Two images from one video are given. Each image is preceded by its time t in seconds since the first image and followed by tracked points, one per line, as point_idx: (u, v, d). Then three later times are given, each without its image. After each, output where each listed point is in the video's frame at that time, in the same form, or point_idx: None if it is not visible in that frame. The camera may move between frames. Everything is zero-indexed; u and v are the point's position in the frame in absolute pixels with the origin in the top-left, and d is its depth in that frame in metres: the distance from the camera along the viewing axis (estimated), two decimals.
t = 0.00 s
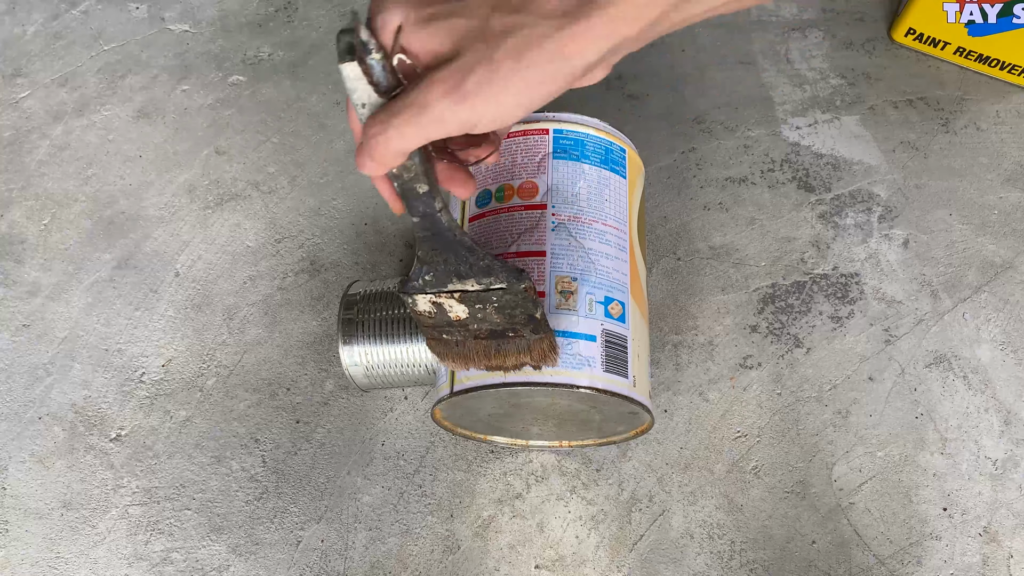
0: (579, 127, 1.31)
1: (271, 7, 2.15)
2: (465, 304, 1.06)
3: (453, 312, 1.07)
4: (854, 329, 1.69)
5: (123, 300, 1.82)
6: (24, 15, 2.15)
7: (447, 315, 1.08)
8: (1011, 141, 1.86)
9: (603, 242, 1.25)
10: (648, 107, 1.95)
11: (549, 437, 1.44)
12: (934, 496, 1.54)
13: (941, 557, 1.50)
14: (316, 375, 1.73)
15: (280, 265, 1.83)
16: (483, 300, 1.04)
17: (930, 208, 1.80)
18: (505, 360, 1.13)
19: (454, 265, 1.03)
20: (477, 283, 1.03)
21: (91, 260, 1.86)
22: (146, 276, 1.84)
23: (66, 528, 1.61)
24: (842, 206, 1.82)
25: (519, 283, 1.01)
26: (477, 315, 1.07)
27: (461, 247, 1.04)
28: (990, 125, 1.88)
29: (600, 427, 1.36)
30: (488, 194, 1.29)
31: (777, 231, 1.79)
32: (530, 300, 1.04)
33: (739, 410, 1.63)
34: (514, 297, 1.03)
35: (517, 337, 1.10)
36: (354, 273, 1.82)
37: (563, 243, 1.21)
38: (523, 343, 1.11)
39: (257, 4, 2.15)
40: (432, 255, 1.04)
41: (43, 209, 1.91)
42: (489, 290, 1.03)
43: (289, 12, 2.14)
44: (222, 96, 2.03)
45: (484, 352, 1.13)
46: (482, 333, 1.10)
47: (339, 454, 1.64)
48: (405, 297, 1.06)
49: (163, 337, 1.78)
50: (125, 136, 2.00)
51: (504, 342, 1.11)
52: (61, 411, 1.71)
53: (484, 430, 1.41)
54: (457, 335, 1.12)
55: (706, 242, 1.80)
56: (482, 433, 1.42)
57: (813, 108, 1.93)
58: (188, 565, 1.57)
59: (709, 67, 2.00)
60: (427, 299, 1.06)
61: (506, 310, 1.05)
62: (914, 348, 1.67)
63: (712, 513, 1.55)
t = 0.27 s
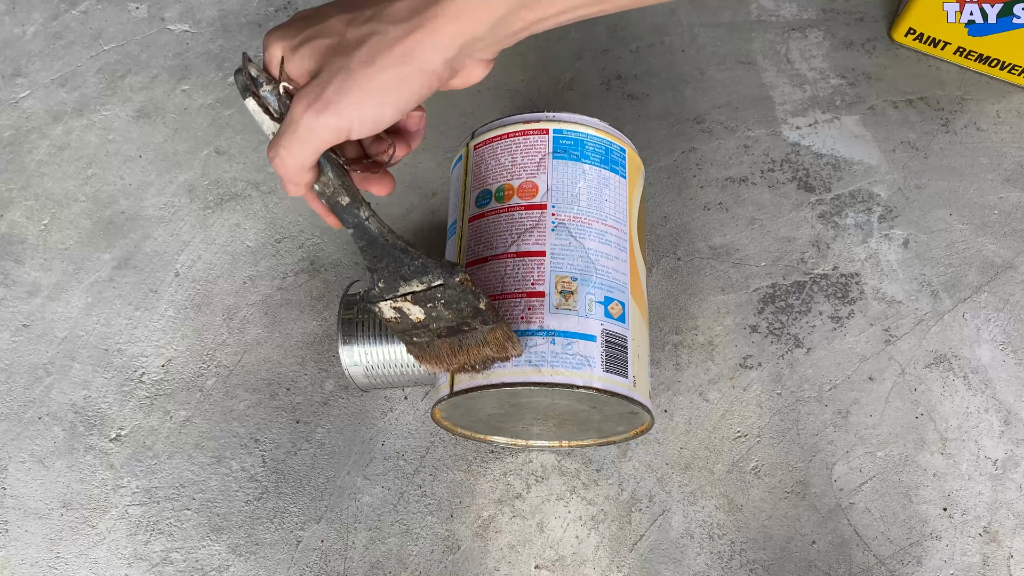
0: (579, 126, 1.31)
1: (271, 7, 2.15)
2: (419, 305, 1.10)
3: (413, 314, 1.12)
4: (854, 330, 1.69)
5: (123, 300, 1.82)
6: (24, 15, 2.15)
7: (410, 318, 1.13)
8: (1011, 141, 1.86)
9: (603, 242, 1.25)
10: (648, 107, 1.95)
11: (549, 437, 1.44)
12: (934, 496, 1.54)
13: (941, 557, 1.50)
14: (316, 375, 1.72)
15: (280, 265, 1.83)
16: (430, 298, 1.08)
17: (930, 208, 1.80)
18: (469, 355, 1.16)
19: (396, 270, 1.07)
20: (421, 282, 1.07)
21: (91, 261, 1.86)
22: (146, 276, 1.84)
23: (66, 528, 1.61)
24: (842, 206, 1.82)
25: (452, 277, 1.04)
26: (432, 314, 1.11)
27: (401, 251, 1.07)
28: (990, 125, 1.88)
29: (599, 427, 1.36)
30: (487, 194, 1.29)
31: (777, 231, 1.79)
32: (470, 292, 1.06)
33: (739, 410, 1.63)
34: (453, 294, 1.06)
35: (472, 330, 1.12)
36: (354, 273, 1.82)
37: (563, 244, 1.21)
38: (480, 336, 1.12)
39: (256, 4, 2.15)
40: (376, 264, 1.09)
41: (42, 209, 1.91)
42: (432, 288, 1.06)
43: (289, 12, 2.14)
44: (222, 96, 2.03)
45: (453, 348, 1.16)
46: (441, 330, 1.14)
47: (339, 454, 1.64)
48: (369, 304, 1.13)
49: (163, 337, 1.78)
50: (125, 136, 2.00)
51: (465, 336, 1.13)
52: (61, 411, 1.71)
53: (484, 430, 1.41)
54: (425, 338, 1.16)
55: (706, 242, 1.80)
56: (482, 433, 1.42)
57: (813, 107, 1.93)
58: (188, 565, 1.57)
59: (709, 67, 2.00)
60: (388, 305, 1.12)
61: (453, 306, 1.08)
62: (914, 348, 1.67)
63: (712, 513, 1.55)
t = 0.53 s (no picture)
0: (598, 129, 1.32)
1: (271, 7, 2.15)
2: (490, 128, 1.09)
3: (476, 139, 1.10)
4: (854, 330, 1.69)
5: (123, 300, 1.82)
6: (24, 16, 2.15)
7: (469, 144, 1.11)
8: (1011, 141, 1.86)
9: (622, 245, 1.26)
10: (648, 107, 1.95)
11: (551, 437, 1.44)
12: (934, 496, 1.54)
13: (940, 557, 1.50)
14: (316, 375, 1.73)
15: (280, 265, 1.83)
16: (509, 119, 1.08)
17: (930, 208, 1.80)
18: (520, 188, 1.17)
19: (489, 82, 1.06)
20: (506, 101, 1.07)
21: (91, 260, 1.86)
22: (146, 276, 1.84)
23: (66, 528, 1.61)
24: (842, 206, 1.82)
25: (546, 96, 1.06)
26: (502, 139, 1.11)
27: (493, 64, 1.06)
28: (990, 125, 1.88)
29: (602, 429, 1.37)
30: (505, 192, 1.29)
31: (777, 231, 1.79)
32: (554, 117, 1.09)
33: (739, 410, 1.63)
34: (540, 112, 1.09)
35: (534, 162, 1.15)
36: (354, 273, 1.82)
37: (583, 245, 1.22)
38: (539, 169, 1.16)
39: (257, 4, 2.15)
40: (471, 80, 1.06)
41: (42, 209, 1.91)
42: (519, 107, 1.07)
43: (289, 12, 2.14)
44: (222, 96, 2.03)
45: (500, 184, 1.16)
46: (501, 160, 1.13)
47: (339, 455, 1.64)
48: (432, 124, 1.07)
49: (163, 337, 1.78)
50: (125, 136, 2.00)
51: (524, 168, 1.15)
52: (61, 411, 1.71)
53: (489, 430, 1.41)
54: (475, 168, 1.14)
55: (706, 242, 1.80)
56: (485, 432, 1.42)
57: (813, 108, 1.93)
58: (188, 565, 1.57)
59: (709, 67, 2.00)
60: (452, 127, 1.08)
61: (531, 130, 1.10)
62: (914, 348, 1.67)
63: (712, 513, 1.55)
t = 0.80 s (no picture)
0: (576, 126, 1.32)
1: (271, 7, 2.15)
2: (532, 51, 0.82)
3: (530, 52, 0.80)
4: (854, 330, 1.69)
5: (123, 300, 1.82)
6: (25, 16, 2.15)
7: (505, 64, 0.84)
8: (1011, 141, 1.86)
9: (600, 241, 1.25)
10: (648, 107, 1.95)
11: (544, 437, 1.44)
12: (934, 496, 1.54)
13: (941, 557, 1.50)
14: (316, 375, 1.73)
15: (280, 265, 1.83)
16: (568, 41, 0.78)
17: (930, 208, 1.80)
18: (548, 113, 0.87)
19: None
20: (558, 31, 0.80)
21: (91, 261, 1.86)
22: (146, 276, 1.84)
23: (66, 528, 1.61)
24: (842, 206, 1.82)
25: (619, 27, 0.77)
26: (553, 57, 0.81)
27: None
28: (990, 125, 1.88)
29: (594, 427, 1.36)
30: (483, 194, 1.30)
31: (777, 231, 1.79)
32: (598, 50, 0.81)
33: (739, 410, 1.63)
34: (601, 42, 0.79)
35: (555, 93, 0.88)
36: (354, 274, 1.82)
37: (558, 243, 1.22)
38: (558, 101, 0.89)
39: (257, 4, 2.15)
40: None
41: (42, 209, 1.91)
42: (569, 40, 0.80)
43: (289, 12, 2.14)
44: (222, 96, 2.03)
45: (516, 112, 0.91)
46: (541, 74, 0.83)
47: (339, 455, 1.64)
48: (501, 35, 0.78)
49: (163, 337, 1.78)
50: (125, 136, 2.00)
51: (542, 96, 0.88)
52: (61, 411, 1.71)
53: (479, 430, 1.41)
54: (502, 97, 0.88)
55: (706, 242, 1.80)
56: (478, 433, 1.42)
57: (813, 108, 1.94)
58: (188, 565, 1.57)
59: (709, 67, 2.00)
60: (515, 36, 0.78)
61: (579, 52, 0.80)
62: (914, 348, 1.67)
63: (712, 513, 1.55)
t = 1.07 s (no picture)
0: (576, 126, 1.32)
1: (271, 7, 2.15)
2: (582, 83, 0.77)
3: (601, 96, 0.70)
4: (854, 330, 1.69)
5: (123, 300, 1.82)
6: (25, 16, 2.15)
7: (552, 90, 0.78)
8: (1011, 141, 1.86)
9: (600, 241, 1.25)
10: (648, 107, 1.95)
11: (545, 437, 1.44)
12: (934, 496, 1.54)
13: (941, 557, 1.50)
14: (316, 375, 1.73)
15: (280, 265, 1.83)
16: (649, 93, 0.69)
17: (930, 208, 1.80)
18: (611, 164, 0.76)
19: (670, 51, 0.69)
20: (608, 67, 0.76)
21: (91, 260, 1.86)
22: (146, 276, 1.84)
23: (66, 528, 1.61)
24: (842, 206, 1.82)
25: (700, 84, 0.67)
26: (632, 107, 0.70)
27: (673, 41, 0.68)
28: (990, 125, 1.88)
29: (594, 427, 1.36)
30: (483, 194, 1.30)
31: (777, 231, 1.79)
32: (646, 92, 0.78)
33: (739, 410, 1.63)
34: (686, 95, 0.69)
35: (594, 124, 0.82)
36: (354, 274, 1.82)
37: (558, 243, 1.22)
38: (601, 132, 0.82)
39: (257, 4, 2.15)
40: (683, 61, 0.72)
41: (42, 209, 1.91)
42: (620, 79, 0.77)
43: (289, 12, 2.14)
44: (222, 96, 2.03)
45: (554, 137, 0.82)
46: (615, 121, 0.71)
47: (339, 454, 1.64)
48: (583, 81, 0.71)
49: (163, 337, 1.78)
50: (125, 136, 2.00)
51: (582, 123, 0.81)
52: (61, 411, 1.71)
53: (479, 430, 1.41)
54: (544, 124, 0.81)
55: (706, 242, 1.80)
56: (478, 433, 1.42)
57: (813, 107, 1.93)
58: (188, 565, 1.57)
59: (709, 67, 2.00)
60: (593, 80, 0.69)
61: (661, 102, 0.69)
62: (914, 348, 1.67)
63: (712, 513, 1.55)
